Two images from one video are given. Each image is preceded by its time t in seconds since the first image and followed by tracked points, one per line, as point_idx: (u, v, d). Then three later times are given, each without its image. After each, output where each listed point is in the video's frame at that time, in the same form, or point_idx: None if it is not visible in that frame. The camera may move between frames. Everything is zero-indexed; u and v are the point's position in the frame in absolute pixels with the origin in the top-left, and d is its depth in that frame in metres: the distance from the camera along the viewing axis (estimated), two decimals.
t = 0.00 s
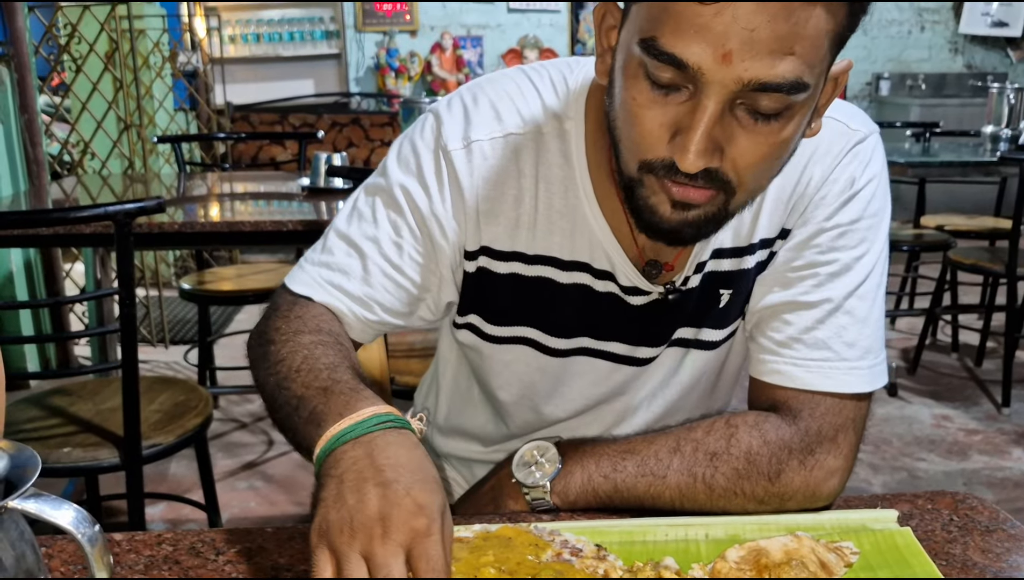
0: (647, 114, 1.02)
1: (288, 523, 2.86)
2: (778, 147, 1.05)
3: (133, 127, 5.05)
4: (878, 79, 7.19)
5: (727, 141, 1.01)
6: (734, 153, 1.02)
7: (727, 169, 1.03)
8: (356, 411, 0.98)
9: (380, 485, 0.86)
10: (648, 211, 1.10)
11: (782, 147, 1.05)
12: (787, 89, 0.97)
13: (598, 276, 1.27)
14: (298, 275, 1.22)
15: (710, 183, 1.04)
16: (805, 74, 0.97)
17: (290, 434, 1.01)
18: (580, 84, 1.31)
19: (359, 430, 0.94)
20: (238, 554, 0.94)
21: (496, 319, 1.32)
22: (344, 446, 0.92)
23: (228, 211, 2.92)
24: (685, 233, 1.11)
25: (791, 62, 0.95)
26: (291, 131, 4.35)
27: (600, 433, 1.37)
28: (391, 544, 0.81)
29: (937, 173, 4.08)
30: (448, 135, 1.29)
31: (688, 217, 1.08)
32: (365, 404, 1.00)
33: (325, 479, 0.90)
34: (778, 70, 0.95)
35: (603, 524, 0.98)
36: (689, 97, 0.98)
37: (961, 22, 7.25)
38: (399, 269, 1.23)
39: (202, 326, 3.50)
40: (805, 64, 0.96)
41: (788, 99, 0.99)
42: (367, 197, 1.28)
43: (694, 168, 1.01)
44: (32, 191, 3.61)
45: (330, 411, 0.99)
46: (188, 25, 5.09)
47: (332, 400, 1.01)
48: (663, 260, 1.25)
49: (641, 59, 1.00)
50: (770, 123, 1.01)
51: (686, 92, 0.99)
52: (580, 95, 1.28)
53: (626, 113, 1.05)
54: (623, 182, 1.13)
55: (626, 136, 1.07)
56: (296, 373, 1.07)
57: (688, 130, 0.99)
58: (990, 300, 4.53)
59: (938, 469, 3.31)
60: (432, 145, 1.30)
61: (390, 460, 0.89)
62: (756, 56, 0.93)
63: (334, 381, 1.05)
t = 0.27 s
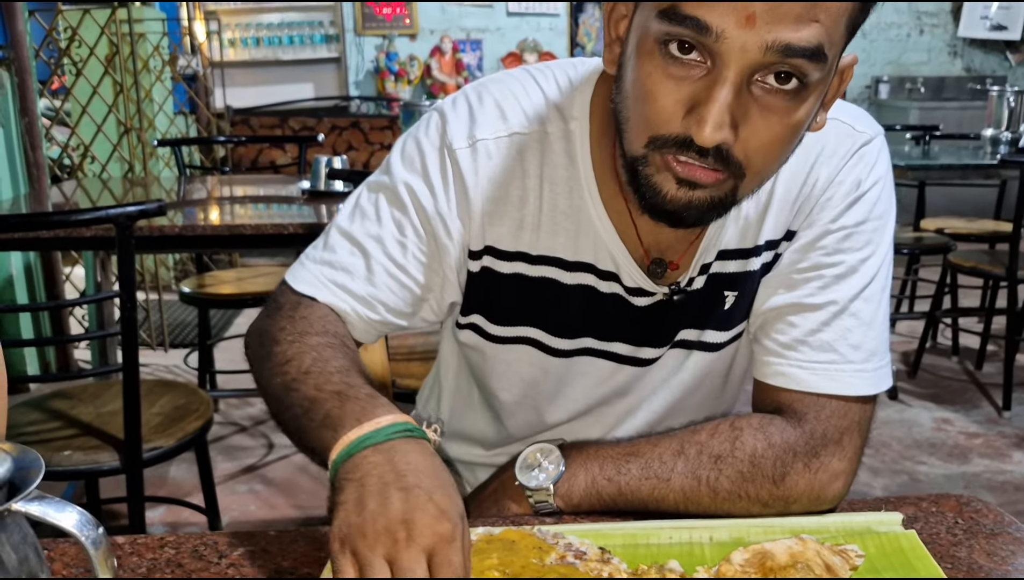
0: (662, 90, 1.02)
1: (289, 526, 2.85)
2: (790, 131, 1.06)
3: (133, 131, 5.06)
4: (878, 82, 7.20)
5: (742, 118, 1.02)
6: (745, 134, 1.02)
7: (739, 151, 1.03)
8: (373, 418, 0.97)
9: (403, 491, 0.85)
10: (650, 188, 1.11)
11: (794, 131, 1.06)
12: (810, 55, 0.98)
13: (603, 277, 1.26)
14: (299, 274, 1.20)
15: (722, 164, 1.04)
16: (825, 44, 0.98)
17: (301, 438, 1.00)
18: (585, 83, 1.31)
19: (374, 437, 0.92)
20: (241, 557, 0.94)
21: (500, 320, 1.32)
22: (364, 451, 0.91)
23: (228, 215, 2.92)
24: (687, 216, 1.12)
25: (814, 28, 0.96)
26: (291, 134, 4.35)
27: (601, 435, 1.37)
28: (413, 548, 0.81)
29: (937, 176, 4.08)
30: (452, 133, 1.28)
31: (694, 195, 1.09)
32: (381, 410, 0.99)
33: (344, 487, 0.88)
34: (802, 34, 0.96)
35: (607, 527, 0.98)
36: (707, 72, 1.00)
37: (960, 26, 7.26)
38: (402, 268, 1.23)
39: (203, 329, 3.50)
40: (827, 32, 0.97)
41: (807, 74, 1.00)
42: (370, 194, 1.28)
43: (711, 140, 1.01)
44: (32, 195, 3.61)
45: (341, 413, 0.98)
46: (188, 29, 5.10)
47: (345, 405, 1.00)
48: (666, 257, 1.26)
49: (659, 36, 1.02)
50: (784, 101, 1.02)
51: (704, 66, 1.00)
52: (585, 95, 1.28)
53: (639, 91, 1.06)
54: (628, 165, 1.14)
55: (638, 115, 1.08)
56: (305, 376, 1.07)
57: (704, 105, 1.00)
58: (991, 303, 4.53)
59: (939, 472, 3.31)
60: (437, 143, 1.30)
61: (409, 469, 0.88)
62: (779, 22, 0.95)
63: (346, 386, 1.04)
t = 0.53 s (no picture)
0: (663, 83, 1.02)
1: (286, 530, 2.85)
2: (789, 124, 1.06)
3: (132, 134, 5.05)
4: (877, 86, 7.21)
5: (743, 112, 1.02)
6: (743, 127, 1.03)
7: (737, 144, 1.04)
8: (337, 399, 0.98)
9: (352, 484, 0.85)
10: (649, 182, 1.12)
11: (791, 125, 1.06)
12: (805, 54, 0.97)
13: (599, 279, 1.26)
14: (292, 271, 1.22)
15: (721, 157, 1.05)
16: (823, 41, 0.97)
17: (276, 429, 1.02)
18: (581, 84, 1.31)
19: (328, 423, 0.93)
20: (232, 559, 0.94)
21: (495, 320, 1.32)
22: (318, 442, 0.91)
23: (226, 217, 2.92)
24: (687, 210, 1.13)
25: (810, 24, 0.95)
26: (289, 137, 4.35)
27: (594, 437, 1.37)
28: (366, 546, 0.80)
29: (935, 179, 4.08)
30: (446, 134, 1.29)
31: (692, 188, 1.09)
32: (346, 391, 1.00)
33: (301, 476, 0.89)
34: (798, 29, 0.95)
35: (599, 529, 0.97)
36: (706, 65, 0.99)
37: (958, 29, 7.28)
38: (392, 267, 1.23)
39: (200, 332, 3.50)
40: (824, 29, 0.96)
41: (804, 67, 0.99)
42: (364, 195, 1.28)
43: (711, 133, 1.01)
44: (30, 198, 3.60)
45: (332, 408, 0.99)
46: (187, 33, 5.10)
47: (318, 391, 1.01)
48: (662, 257, 1.26)
49: (658, 30, 1.01)
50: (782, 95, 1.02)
51: (703, 60, 0.99)
52: (581, 95, 1.27)
53: (639, 85, 1.06)
54: (629, 158, 1.14)
55: (638, 109, 1.07)
56: (283, 366, 1.08)
57: (704, 98, 1.00)
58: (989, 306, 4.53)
59: (937, 475, 3.30)
60: (431, 144, 1.30)
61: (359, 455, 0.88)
62: (776, 18, 0.94)
63: (315, 373, 1.05)
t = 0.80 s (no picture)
0: (640, 100, 1.03)
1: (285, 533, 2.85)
2: (767, 133, 1.07)
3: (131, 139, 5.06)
4: (875, 91, 7.22)
5: (716, 126, 1.03)
6: (721, 141, 1.04)
7: (714, 158, 1.05)
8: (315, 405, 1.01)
9: (326, 478, 0.89)
10: (637, 193, 1.13)
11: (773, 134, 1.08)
12: (775, 69, 0.98)
13: (593, 281, 1.27)
14: (290, 272, 1.24)
15: (699, 171, 1.07)
16: (795, 55, 0.98)
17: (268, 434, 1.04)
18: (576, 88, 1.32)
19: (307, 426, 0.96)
20: (230, 563, 0.94)
21: (491, 323, 1.32)
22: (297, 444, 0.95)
23: (226, 222, 2.93)
24: (673, 218, 1.15)
25: (782, 41, 0.96)
26: (288, 143, 4.35)
27: (591, 440, 1.36)
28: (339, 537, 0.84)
29: (933, 183, 4.09)
30: (441, 139, 1.30)
31: (674, 199, 1.11)
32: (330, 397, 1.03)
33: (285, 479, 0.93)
34: (768, 49, 0.96)
35: (595, 533, 0.98)
36: (678, 83, 1.00)
37: (956, 34, 7.30)
38: (387, 269, 1.25)
39: (200, 337, 3.50)
40: (796, 44, 0.97)
41: (778, 81, 0.99)
42: (361, 199, 1.30)
43: (683, 151, 1.03)
44: (30, 202, 3.61)
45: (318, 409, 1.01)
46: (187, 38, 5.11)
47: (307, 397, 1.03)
48: (656, 260, 1.27)
49: (634, 47, 1.02)
50: (759, 107, 1.03)
51: (675, 78, 1.00)
52: (575, 100, 1.29)
53: (621, 99, 1.07)
54: (617, 167, 1.15)
55: (622, 123, 1.09)
56: (273, 367, 1.10)
57: (678, 114, 1.01)
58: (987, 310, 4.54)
59: (935, 479, 3.31)
60: (426, 149, 1.32)
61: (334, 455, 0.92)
62: (745, 37, 0.94)
63: (302, 376, 1.08)
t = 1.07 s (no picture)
0: (638, 106, 1.03)
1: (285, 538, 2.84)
2: (765, 138, 1.07)
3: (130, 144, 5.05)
4: (873, 94, 7.22)
5: (715, 132, 1.03)
6: (719, 147, 1.04)
7: (710, 164, 1.05)
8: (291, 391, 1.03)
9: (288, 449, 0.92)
10: (634, 199, 1.13)
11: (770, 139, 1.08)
12: (772, 80, 0.98)
13: (590, 284, 1.27)
14: (292, 285, 1.25)
15: (697, 176, 1.07)
16: (791, 64, 0.98)
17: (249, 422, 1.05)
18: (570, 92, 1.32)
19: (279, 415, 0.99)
20: (229, 567, 0.94)
21: (488, 327, 1.32)
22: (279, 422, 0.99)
23: (225, 227, 2.92)
24: (671, 223, 1.14)
25: (776, 52, 0.96)
26: (287, 147, 4.35)
27: (591, 444, 1.35)
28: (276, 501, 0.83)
29: (932, 186, 4.09)
30: (434, 147, 1.31)
31: (671, 205, 1.11)
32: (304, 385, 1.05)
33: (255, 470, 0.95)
34: (764, 60, 0.96)
35: (596, 537, 0.98)
36: (676, 88, 1.00)
37: (954, 37, 7.30)
38: (383, 280, 1.25)
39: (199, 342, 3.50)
40: (790, 54, 0.97)
41: (775, 89, 1.00)
42: (358, 212, 1.32)
43: (681, 156, 1.03)
44: (29, 208, 3.61)
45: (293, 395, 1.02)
46: (187, 44, 5.12)
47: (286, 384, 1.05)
48: (653, 262, 1.27)
49: (631, 52, 1.02)
50: (756, 114, 1.03)
51: (674, 84, 1.00)
52: (569, 105, 1.29)
53: (618, 104, 1.07)
54: (613, 172, 1.15)
55: (619, 127, 1.09)
56: (261, 365, 1.12)
57: (676, 120, 1.01)
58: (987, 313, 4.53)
59: (935, 482, 3.30)
60: (420, 158, 1.32)
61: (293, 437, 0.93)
62: (742, 47, 0.94)
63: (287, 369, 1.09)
